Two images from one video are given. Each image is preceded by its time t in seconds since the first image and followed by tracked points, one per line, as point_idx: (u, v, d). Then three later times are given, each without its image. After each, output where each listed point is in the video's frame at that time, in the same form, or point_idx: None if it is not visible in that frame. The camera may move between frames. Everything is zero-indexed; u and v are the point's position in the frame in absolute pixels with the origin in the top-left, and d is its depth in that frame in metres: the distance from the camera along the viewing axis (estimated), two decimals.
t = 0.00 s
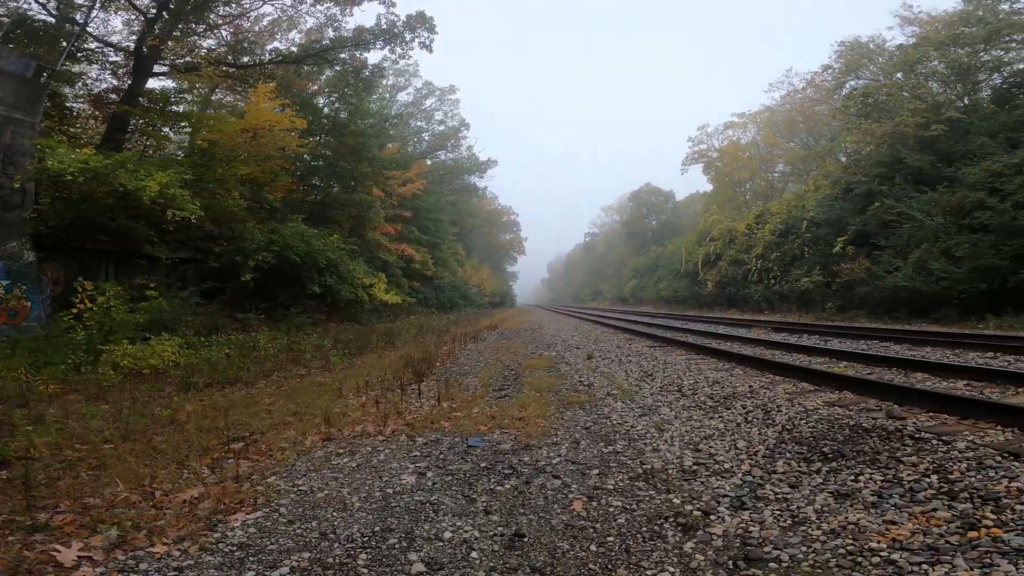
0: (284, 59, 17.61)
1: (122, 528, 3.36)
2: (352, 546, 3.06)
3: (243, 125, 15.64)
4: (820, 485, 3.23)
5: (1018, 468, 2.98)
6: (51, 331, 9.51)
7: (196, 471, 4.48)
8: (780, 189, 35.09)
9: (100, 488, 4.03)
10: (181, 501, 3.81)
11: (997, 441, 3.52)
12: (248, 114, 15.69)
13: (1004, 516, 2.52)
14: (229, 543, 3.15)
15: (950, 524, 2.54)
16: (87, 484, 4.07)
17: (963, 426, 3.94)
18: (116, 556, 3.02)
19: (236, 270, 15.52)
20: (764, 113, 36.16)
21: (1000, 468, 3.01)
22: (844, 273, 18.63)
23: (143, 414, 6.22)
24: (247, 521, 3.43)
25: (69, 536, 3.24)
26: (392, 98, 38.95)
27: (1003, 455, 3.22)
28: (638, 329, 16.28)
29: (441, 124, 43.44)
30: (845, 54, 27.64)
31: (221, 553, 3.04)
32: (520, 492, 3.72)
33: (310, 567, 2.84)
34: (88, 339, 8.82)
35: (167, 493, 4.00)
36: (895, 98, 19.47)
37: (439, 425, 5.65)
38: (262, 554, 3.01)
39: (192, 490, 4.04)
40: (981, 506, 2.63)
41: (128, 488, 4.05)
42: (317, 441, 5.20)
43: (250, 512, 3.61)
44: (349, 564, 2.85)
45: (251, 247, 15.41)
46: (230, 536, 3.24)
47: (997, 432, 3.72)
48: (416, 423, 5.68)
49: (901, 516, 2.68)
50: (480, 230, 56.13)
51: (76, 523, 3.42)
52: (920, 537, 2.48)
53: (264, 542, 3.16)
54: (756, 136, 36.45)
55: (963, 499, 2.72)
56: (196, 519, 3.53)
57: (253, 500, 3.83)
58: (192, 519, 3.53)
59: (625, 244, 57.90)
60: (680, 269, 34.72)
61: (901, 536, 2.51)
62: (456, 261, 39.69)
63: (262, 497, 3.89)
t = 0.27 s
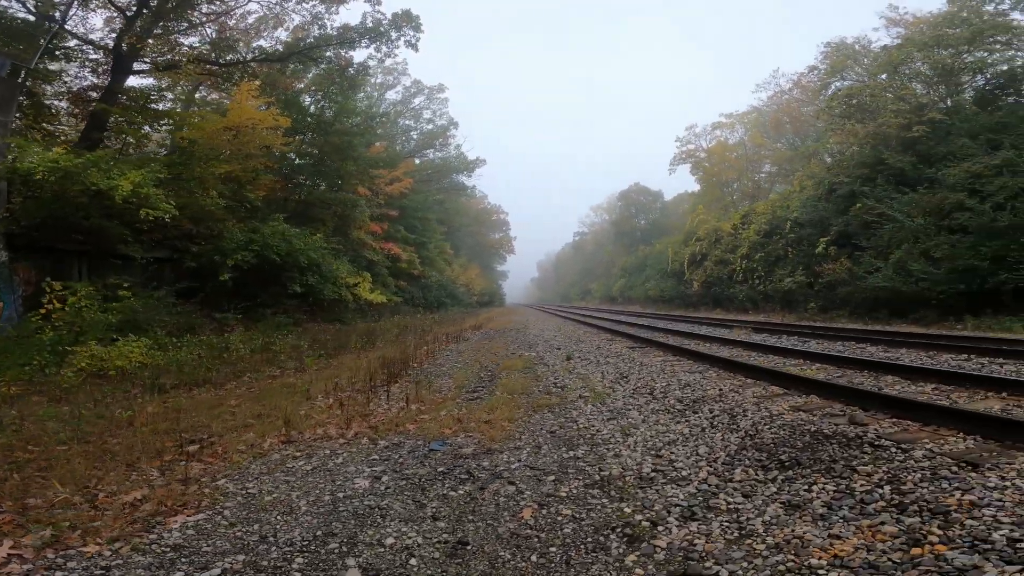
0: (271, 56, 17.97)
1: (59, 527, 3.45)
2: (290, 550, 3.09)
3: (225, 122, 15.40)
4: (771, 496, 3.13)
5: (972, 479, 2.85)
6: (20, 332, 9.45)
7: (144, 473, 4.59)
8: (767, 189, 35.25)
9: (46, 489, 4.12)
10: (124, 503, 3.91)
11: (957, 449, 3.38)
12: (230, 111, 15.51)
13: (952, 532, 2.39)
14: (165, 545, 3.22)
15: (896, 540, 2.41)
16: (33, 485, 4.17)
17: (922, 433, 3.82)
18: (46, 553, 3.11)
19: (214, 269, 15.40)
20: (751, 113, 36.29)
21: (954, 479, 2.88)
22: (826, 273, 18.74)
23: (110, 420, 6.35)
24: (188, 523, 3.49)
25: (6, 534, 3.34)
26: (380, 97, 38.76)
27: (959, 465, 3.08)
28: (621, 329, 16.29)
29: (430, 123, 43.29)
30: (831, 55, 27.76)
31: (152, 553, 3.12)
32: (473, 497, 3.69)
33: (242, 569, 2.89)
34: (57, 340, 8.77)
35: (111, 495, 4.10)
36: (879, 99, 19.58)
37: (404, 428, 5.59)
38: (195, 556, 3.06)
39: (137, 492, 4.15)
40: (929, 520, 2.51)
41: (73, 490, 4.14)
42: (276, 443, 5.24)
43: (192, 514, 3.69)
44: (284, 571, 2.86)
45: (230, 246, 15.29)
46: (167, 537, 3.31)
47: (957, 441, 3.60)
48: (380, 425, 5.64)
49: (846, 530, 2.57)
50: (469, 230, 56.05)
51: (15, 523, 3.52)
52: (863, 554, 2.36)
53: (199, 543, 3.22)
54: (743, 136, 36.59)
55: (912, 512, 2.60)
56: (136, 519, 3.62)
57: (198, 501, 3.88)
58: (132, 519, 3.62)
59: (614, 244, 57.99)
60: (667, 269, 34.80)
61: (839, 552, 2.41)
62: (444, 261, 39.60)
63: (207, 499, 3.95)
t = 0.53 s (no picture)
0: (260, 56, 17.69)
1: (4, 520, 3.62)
2: (230, 545, 3.20)
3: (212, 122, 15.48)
4: (726, 502, 3.06)
5: (927, 486, 2.77)
6: None
7: (98, 471, 4.77)
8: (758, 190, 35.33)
9: None
10: (72, 498, 4.09)
11: (918, 454, 3.29)
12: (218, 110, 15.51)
13: (898, 543, 2.31)
14: (104, 538, 3.39)
15: (840, 550, 2.34)
16: None
17: (887, 437, 3.72)
18: None
19: (198, 268, 15.31)
20: (743, 114, 36.32)
21: (909, 487, 2.79)
22: (813, 273, 18.80)
23: (77, 418, 6.39)
24: (130, 519, 3.67)
25: None
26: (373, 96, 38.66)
27: (917, 471, 2.98)
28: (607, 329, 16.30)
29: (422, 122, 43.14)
30: (821, 56, 27.84)
31: (89, 545, 3.30)
32: (425, 497, 3.75)
33: (177, 562, 3.02)
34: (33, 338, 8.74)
35: (61, 491, 4.28)
36: (867, 100, 19.64)
37: (373, 428, 5.57)
38: (132, 549, 3.23)
39: (87, 488, 4.33)
40: (877, 529, 2.43)
41: (26, 485, 4.32)
42: (239, 442, 5.34)
43: (137, 510, 3.86)
44: (219, 564, 2.96)
45: (214, 246, 15.21)
46: (107, 532, 3.48)
47: (920, 445, 3.51)
48: (348, 426, 5.64)
49: (793, 539, 2.50)
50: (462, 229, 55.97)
51: None
52: (804, 565, 2.30)
53: (139, 538, 3.38)
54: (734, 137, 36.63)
55: (861, 521, 2.53)
56: (80, 514, 3.80)
57: (144, 498, 4.07)
58: (77, 514, 3.80)
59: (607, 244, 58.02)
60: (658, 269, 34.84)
61: (780, 564, 2.35)
62: (435, 260, 39.54)
63: (156, 495, 4.14)
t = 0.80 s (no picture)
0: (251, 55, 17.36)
1: None
2: (177, 539, 3.20)
3: (205, 121, 16.11)
4: (684, 508, 2.98)
5: (887, 494, 2.62)
6: None
7: (63, 466, 4.74)
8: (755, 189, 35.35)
9: None
10: (31, 492, 4.06)
11: (884, 458, 3.13)
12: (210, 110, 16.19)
13: (847, 555, 2.20)
14: (54, 530, 3.38)
15: (788, 561, 2.26)
16: None
17: (857, 440, 3.57)
18: None
19: (188, 268, 15.22)
20: (740, 113, 36.20)
21: (869, 493, 2.66)
22: (807, 272, 18.73)
23: (51, 416, 6.26)
24: (84, 512, 3.66)
25: None
26: (369, 96, 38.57)
27: (879, 477, 2.83)
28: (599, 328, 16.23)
29: (419, 122, 42.99)
30: (816, 55, 27.78)
31: (38, 536, 3.29)
32: (384, 495, 3.73)
33: (120, 554, 3.02)
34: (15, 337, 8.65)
35: (21, 484, 4.25)
36: (862, 99, 19.57)
37: (345, 428, 5.52)
38: (80, 540, 3.22)
39: (49, 483, 4.29)
40: (829, 539, 2.33)
41: None
42: (208, 440, 5.31)
43: (94, 504, 3.84)
44: (162, 556, 2.96)
45: (204, 245, 15.12)
46: (59, 524, 3.46)
47: (890, 448, 3.34)
48: (320, 425, 5.61)
49: (743, 548, 2.42)
50: (459, 229, 55.85)
51: None
52: None
53: (88, 530, 3.37)
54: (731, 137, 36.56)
55: (813, 529, 2.42)
56: (36, 507, 3.78)
57: (103, 493, 4.04)
58: (33, 507, 3.77)
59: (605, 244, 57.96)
60: (654, 269, 34.78)
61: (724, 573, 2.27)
62: (431, 260, 39.45)
63: (114, 490, 4.10)
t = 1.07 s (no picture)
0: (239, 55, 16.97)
1: None
2: (123, 535, 3.20)
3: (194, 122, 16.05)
4: (641, 514, 2.90)
5: (846, 502, 2.48)
6: None
7: (28, 463, 4.71)
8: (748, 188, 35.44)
9: None
10: None
11: (851, 462, 2.97)
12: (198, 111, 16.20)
13: (797, 568, 2.10)
14: (5, 526, 3.36)
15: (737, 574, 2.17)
16: None
17: (826, 442, 3.42)
18: None
19: (175, 269, 15.08)
20: (734, 112, 36.11)
21: (828, 501, 2.53)
22: (799, 270, 18.69)
23: (23, 417, 6.17)
24: (38, 509, 3.64)
25: None
26: (363, 96, 38.44)
27: (841, 483, 2.68)
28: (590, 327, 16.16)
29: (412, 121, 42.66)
30: (808, 53, 27.75)
31: None
32: (341, 495, 3.74)
33: (64, 549, 3.02)
34: None
35: None
36: (853, 97, 19.54)
37: (317, 428, 5.50)
38: (28, 536, 3.22)
39: (9, 480, 4.25)
40: (780, 550, 2.23)
41: None
42: (175, 441, 5.33)
43: (50, 500, 3.82)
44: (105, 552, 2.98)
45: (191, 246, 14.97)
46: (10, 521, 3.45)
47: (859, 451, 3.17)
48: (291, 425, 5.62)
49: (694, 558, 2.34)
50: (454, 228, 55.76)
51: None
52: None
53: (36, 526, 3.36)
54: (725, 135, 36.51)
55: (767, 539, 2.33)
56: None
57: (60, 489, 4.01)
58: None
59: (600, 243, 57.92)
60: (648, 267, 34.73)
61: None
62: (426, 260, 39.36)
63: (72, 487, 4.06)
